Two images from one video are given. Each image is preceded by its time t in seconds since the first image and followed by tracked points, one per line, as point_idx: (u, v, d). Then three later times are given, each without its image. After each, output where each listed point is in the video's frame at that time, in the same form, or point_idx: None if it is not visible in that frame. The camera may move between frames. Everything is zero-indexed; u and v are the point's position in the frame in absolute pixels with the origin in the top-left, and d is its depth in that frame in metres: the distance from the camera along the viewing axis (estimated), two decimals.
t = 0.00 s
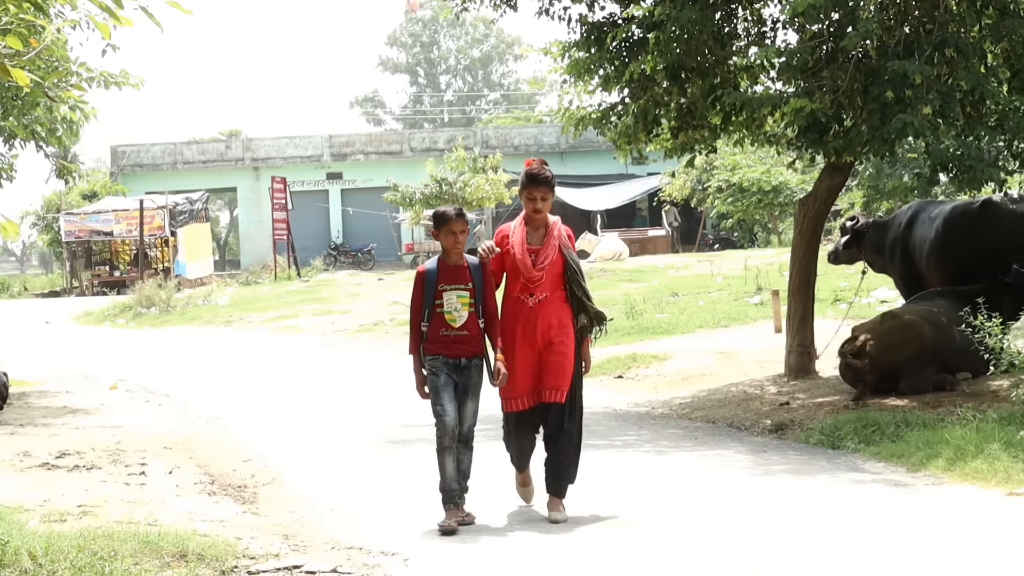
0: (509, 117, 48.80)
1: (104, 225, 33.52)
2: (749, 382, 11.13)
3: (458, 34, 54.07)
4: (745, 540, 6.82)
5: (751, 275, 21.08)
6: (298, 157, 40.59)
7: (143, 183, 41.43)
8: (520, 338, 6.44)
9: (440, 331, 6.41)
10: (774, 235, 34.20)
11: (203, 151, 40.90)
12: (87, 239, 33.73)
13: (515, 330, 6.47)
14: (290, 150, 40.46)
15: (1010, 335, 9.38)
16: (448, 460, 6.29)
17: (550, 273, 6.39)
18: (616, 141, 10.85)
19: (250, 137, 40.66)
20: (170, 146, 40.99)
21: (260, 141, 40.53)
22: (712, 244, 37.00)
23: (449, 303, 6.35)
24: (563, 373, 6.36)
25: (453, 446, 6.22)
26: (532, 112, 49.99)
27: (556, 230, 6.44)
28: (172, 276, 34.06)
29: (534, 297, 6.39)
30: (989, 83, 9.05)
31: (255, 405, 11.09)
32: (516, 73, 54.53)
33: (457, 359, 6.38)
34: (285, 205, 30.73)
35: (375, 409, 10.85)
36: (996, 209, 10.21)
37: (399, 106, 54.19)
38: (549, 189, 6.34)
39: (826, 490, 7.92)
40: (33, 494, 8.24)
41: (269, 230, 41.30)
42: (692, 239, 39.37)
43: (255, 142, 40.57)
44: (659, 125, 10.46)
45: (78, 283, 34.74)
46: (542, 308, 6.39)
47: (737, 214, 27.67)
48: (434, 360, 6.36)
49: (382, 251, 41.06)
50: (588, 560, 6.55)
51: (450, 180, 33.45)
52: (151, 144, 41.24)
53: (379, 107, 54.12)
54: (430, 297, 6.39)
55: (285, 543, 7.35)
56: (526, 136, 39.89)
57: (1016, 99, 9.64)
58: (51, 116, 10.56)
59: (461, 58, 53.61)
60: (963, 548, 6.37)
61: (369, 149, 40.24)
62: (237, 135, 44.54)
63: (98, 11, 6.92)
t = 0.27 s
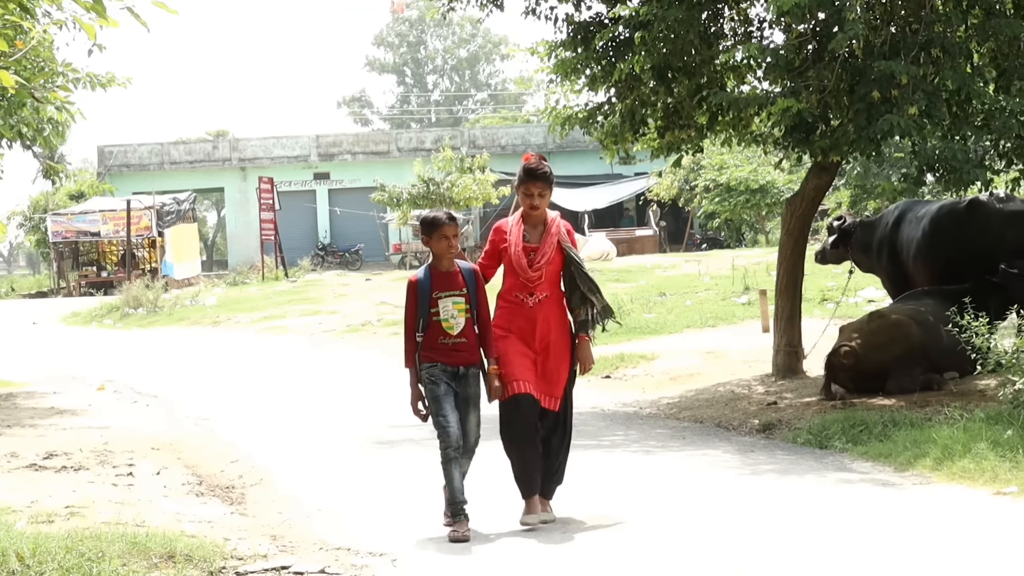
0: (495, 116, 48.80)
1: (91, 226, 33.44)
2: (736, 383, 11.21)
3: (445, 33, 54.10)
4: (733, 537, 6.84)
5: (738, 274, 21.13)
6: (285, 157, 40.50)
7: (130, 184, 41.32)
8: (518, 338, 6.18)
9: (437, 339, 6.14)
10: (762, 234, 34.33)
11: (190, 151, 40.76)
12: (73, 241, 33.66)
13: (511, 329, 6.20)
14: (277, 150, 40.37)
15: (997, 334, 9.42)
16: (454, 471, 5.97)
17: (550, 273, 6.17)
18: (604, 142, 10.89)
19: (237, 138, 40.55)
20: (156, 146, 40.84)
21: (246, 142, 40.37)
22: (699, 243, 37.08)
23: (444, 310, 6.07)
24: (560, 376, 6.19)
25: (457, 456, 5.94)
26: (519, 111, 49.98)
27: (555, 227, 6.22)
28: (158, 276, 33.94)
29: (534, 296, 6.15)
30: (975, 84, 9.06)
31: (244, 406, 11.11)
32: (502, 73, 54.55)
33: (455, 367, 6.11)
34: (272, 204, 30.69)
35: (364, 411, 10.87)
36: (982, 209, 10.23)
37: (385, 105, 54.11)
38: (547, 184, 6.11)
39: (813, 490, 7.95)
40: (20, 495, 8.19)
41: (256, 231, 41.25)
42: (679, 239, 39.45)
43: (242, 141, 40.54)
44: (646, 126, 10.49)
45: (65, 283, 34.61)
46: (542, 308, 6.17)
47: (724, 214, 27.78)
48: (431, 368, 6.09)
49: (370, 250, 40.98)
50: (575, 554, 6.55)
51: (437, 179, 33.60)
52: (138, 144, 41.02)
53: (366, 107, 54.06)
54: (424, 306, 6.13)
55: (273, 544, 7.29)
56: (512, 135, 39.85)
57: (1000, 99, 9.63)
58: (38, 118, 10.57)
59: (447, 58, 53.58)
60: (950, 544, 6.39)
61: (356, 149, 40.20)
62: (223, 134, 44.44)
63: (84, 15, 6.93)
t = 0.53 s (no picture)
0: (485, 115, 48.70)
1: (80, 226, 33.35)
2: (725, 382, 11.25)
3: (435, 32, 54.01)
4: (723, 536, 6.85)
5: (728, 273, 21.16)
6: (275, 156, 40.41)
7: (119, 184, 41.32)
8: (520, 346, 6.05)
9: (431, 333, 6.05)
10: (751, 233, 34.41)
11: (180, 150, 40.73)
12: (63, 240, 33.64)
13: (513, 337, 6.07)
14: (268, 150, 40.34)
15: (986, 333, 9.42)
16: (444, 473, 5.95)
17: (550, 280, 6.08)
18: (592, 141, 10.89)
19: (227, 137, 40.44)
20: (146, 146, 40.75)
21: (237, 141, 40.35)
22: (689, 243, 37.12)
23: (439, 304, 5.98)
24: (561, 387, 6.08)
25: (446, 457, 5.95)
26: (509, 110, 49.90)
27: (550, 231, 6.12)
28: (149, 275, 33.83)
29: (536, 305, 6.04)
30: (963, 83, 9.08)
31: (234, 405, 11.11)
32: (492, 72, 54.51)
33: (448, 363, 6.02)
34: (262, 204, 30.64)
35: (353, 410, 10.88)
36: (971, 208, 10.26)
37: (375, 105, 53.98)
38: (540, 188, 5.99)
39: (802, 488, 7.95)
40: (9, 496, 8.15)
41: (247, 230, 41.21)
42: (670, 238, 39.48)
43: (232, 141, 40.41)
44: (635, 125, 10.51)
45: (55, 283, 34.50)
46: (544, 316, 6.05)
47: (714, 212, 27.83)
48: (423, 366, 6.02)
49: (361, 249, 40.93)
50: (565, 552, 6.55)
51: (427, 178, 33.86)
52: (128, 144, 40.88)
53: (356, 106, 53.95)
54: (419, 299, 6.02)
55: (262, 543, 7.27)
56: (503, 135, 39.86)
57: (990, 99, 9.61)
58: (26, 119, 10.57)
59: (437, 57, 53.50)
60: (938, 542, 6.40)
61: (347, 148, 40.16)
62: (214, 134, 44.42)
63: (72, 15, 6.94)
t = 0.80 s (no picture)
0: (473, 113, 48.69)
1: (69, 225, 33.51)
2: (715, 379, 11.28)
3: (424, 31, 53.98)
4: (712, 533, 6.86)
5: (717, 271, 21.20)
6: (264, 155, 40.29)
7: (107, 183, 41.33)
8: (519, 338, 5.78)
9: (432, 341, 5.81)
10: (740, 231, 34.57)
11: (169, 150, 40.71)
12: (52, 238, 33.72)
13: (512, 331, 5.79)
14: (256, 148, 40.15)
15: (974, 329, 9.44)
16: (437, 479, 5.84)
17: (549, 264, 5.78)
18: (580, 138, 10.90)
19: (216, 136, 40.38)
20: (135, 144, 40.72)
21: (225, 140, 40.27)
22: (678, 240, 37.35)
23: (439, 312, 5.73)
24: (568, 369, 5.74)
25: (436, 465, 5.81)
26: (498, 108, 49.90)
27: (546, 216, 5.82)
28: (138, 274, 33.79)
29: (534, 292, 5.75)
30: (951, 81, 9.10)
31: (223, 404, 11.11)
32: (480, 70, 54.59)
33: (447, 375, 5.77)
34: (251, 203, 30.62)
35: (342, 408, 10.87)
36: (959, 205, 10.28)
37: (364, 103, 53.94)
38: (536, 174, 5.68)
39: (791, 485, 7.96)
40: None
41: (236, 229, 41.19)
42: (659, 236, 39.54)
43: (221, 140, 40.35)
44: (623, 122, 10.54)
45: (44, 282, 34.46)
46: (543, 303, 5.77)
47: (703, 210, 27.91)
48: (420, 376, 5.78)
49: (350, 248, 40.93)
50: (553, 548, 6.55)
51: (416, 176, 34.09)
52: (116, 142, 40.82)
53: (345, 105, 53.92)
54: (421, 305, 5.78)
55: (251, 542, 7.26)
56: (491, 133, 39.79)
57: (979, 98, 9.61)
58: (15, 116, 10.55)
59: (426, 56, 53.49)
60: (925, 538, 6.43)
61: (335, 146, 40.10)
62: (203, 133, 44.36)
63: (59, 12, 6.92)
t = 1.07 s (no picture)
0: (469, 109, 48.69)
1: (65, 221, 33.44)
2: (711, 376, 11.31)
3: (420, 28, 53.98)
4: (708, 530, 6.86)
5: (713, 268, 21.20)
6: (260, 152, 40.25)
7: (105, 179, 41.16)
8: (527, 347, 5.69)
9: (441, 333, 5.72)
10: (737, 228, 34.55)
11: (165, 146, 40.67)
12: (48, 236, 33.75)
13: (520, 340, 5.72)
14: (252, 145, 40.13)
15: (970, 327, 9.44)
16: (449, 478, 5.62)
17: (560, 275, 5.68)
18: (576, 134, 10.89)
19: (212, 132, 40.27)
20: (132, 140, 40.63)
21: (222, 136, 40.13)
22: (675, 238, 37.27)
23: (448, 300, 5.66)
24: (578, 382, 5.61)
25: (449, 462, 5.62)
26: (495, 105, 49.89)
27: (561, 225, 5.73)
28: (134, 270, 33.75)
29: (544, 303, 5.67)
30: (949, 78, 9.07)
31: (221, 401, 11.12)
32: (476, 66, 54.59)
33: (457, 365, 5.67)
34: (248, 199, 30.60)
35: (338, 405, 10.88)
36: (956, 203, 10.32)
37: (361, 100, 53.93)
38: (555, 179, 5.64)
39: (787, 482, 7.97)
40: None
41: (232, 225, 41.20)
42: (656, 233, 39.54)
43: (218, 136, 40.20)
44: (620, 119, 10.56)
45: (40, 278, 34.45)
46: (552, 314, 5.67)
47: (700, 207, 27.95)
48: (431, 365, 5.66)
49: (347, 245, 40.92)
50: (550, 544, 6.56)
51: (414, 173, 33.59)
52: (113, 138, 40.72)
53: (341, 101, 53.90)
54: (428, 294, 5.71)
55: (247, 538, 7.26)
56: (488, 130, 39.86)
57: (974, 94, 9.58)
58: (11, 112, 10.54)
59: (422, 53, 53.42)
60: (913, 534, 6.46)
61: (332, 143, 40.07)
62: (200, 130, 44.31)
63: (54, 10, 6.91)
